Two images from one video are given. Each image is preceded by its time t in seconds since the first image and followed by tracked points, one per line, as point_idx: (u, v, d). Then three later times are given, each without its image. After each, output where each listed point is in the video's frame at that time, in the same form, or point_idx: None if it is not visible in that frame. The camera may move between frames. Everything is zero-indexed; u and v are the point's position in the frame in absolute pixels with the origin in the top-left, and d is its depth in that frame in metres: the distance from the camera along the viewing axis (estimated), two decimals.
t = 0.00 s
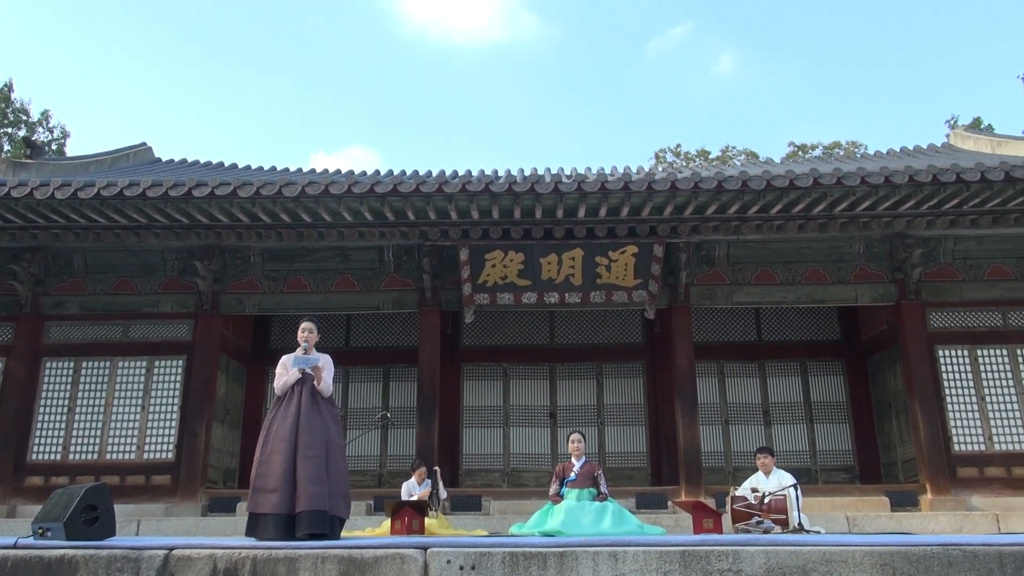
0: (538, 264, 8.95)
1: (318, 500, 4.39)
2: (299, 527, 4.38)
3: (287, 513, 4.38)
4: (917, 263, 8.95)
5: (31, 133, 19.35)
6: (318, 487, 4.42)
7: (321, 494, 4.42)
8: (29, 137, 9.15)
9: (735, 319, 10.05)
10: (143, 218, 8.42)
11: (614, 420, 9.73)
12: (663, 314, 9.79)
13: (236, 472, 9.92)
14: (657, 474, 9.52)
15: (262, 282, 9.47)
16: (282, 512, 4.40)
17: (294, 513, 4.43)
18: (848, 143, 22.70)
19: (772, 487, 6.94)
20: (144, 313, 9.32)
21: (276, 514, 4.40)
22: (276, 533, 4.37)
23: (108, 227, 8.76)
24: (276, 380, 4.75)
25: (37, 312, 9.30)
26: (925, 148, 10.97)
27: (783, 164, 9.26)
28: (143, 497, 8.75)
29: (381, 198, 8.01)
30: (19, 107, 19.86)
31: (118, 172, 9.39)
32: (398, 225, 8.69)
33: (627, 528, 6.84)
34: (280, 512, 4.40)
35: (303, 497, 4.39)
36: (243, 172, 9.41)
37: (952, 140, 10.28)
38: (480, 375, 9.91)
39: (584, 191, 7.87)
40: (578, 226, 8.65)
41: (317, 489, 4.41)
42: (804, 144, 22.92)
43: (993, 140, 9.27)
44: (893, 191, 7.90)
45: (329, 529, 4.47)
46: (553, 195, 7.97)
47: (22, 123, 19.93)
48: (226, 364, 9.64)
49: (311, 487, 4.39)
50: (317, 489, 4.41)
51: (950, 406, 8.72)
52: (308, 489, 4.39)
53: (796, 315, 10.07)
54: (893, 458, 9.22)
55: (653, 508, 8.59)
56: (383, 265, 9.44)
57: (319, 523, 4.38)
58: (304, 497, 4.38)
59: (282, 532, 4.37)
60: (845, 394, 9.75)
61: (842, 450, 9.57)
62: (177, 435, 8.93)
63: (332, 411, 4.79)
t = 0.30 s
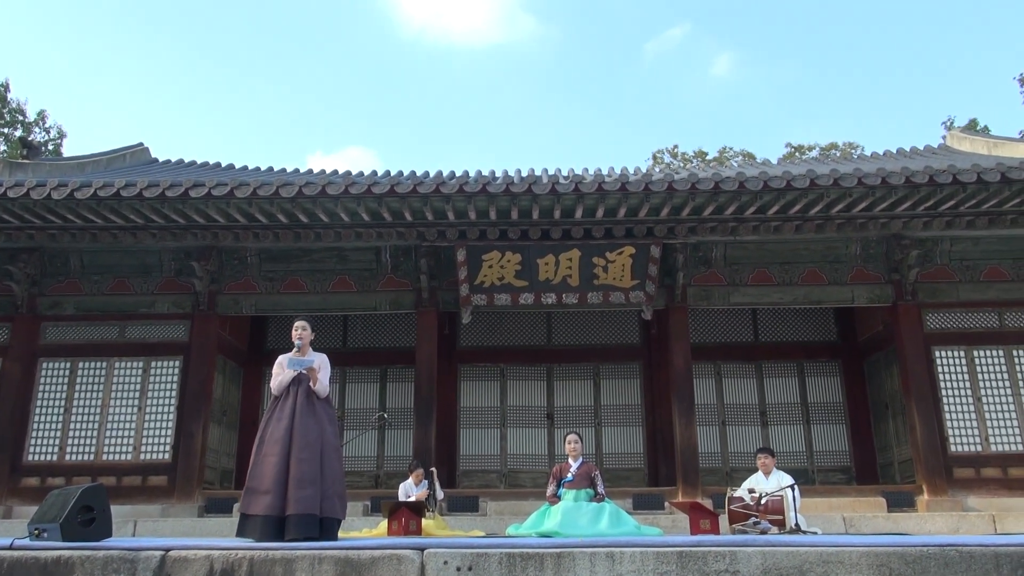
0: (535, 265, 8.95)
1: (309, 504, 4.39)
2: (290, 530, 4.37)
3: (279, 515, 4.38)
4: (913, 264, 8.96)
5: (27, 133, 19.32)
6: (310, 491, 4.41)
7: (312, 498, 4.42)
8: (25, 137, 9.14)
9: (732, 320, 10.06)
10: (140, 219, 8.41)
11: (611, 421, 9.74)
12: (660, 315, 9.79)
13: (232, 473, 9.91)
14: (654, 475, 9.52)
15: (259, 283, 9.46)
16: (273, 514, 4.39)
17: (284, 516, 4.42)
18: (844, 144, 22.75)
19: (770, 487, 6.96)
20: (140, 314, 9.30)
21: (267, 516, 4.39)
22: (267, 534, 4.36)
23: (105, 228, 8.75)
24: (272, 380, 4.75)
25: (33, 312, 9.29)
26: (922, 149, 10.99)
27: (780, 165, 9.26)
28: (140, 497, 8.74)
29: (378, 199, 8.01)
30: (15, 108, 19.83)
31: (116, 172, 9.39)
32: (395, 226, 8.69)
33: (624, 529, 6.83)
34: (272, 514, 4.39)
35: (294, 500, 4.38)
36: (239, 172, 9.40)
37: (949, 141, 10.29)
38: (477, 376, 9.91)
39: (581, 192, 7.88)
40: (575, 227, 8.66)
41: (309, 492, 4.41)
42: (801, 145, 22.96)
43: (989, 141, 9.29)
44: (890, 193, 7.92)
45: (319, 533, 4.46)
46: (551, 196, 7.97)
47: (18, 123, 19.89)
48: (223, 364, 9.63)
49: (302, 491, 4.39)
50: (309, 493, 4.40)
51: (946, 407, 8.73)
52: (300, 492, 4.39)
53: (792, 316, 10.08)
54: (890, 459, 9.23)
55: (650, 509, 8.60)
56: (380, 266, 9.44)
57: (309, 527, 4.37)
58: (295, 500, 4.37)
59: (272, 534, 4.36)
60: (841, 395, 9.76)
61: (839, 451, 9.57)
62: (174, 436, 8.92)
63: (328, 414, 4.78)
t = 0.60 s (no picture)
0: (534, 266, 8.95)
1: (305, 506, 4.38)
2: (286, 531, 4.37)
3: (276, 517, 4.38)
4: (912, 265, 8.95)
5: (26, 132, 19.30)
6: (307, 492, 4.41)
7: (309, 499, 4.41)
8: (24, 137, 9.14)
9: (730, 320, 10.06)
10: (139, 219, 8.41)
11: (610, 421, 9.74)
12: (659, 315, 9.80)
13: (231, 473, 9.90)
14: (653, 475, 9.53)
15: (258, 284, 9.46)
16: (270, 515, 4.40)
17: (282, 517, 4.42)
18: (842, 145, 22.79)
19: (770, 488, 6.98)
20: (139, 314, 9.30)
21: (264, 518, 4.40)
22: (264, 536, 4.36)
23: (104, 228, 8.75)
24: (272, 382, 4.77)
25: (32, 312, 9.28)
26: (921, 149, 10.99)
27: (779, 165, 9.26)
28: (138, 498, 8.74)
29: (377, 200, 8.01)
30: (14, 108, 19.81)
31: (116, 172, 9.41)
32: (394, 226, 8.69)
33: (622, 530, 6.83)
34: (269, 515, 4.39)
35: (290, 501, 4.39)
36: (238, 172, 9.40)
37: (947, 142, 10.30)
38: (476, 376, 9.91)
39: (580, 192, 7.88)
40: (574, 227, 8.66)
41: (306, 494, 4.40)
42: (799, 145, 23.00)
43: (988, 142, 9.29)
44: (889, 194, 7.94)
45: (317, 534, 4.45)
46: (550, 197, 7.98)
47: (17, 123, 19.88)
48: (221, 365, 9.62)
49: (299, 492, 4.38)
50: (306, 494, 4.40)
51: (944, 407, 8.74)
52: (296, 493, 4.39)
53: (791, 317, 10.08)
54: (888, 460, 9.24)
55: (649, 510, 8.61)
56: (379, 267, 9.44)
57: (305, 529, 4.36)
58: (292, 501, 4.37)
59: (269, 536, 4.36)
60: (840, 395, 9.77)
61: (837, 452, 9.58)
62: (172, 437, 8.92)
63: (327, 415, 4.78)
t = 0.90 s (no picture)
0: (534, 266, 8.95)
1: (306, 504, 4.38)
2: (288, 530, 4.37)
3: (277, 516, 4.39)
4: (912, 265, 8.95)
5: (27, 132, 19.31)
6: (307, 491, 4.41)
7: (310, 498, 4.41)
8: (23, 137, 9.11)
9: (730, 321, 10.05)
10: (139, 219, 8.42)
11: (609, 422, 9.73)
12: (659, 316, 9.79)
13: (231, 473, 9.90)
14: (652, 476, 9.53)
15: (257, 283, 9.44)
16: (271, 515, 4.41)
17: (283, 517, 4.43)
18: (842, 145, 22.81)
19: (769, 488, 6.99)
20: (138, 314, 9.29)
21: (266, 517, 4.41)
22: (265, 535, 4.38)
23: (103, 228, 8.76)
24: (271, 383, 4.76)
25: (31, 312, 9.27)
26: (921, 150, 11.00)
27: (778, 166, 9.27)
28: (137, 498, 8.74)
29: (377, 199, 8.02)
30: (14, 107, 19.79)
31: (114, 172, 9.36)
32: (394, 226, 8.69)
33: (622, 530, 6.84)
34: (270, 515, 4.40)
35: (291, 500, 4.39)
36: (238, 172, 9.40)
37: (947, 143, 10.30)
38: (475, 377, 9.91)
39: (580, 193, 7.89)
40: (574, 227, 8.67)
41: (306, 492, 4.40)
42: (799, 146, 22.98)
43: (988, 143, 9.30)
44: (888, 194, 7.95)
45: (318, 533, 4.46)
46: (549, 197, 7.98)
47: (16, 123, 19.87)
48: (220, 364, 9.62)
49: (299, 491, 4.38)
50: (306, 493, 4.40)
51: (944, 408, 8.75)
52: (297, 492, 4.39)
53: (791, 317, 10.08)
54: (888, 461, 9.23)
55: (648, 510, 8.62)
56: (379, 267, 9.43)
57: (305, 527, 4.35)
58: (292, 500, 4.37)
59: (271, 535, 4.37)
60: (839, 396, 9.77)
61: (837, 452, 9.57)
62: (172, 437, 8.92)
63: (327, 413, 4.78)
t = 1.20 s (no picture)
0: (534, 266, 8.94)
1: (310, 503, 4.40)
2: (292, 529, 4.38)
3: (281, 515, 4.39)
4: (912, 266, 8.94)
5: (27, 132, 19.32)
6: (311, 490, 4.42)
7: (314, 497, 4.43)
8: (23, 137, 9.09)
9: (730, 321, 10.05)
10: (139, 219, 8.43)
11: (609, 422, 9.73)
12: (658, 316, 9.79)
13: (230, 473, 9.89)
14: (652, 476, 9.53)
15: (256, 283, 9.43)
16: (275, 514, 4.41)
17: (287, 516, 4.44)
18: (842, 146, 22.82)
19: (769, 488, 7.01)
20: (138, 314, 9.28)
21: (269, 516, 4.42)
22: (269, 534, 4.37)
23: (104, 228, 8.77)
24: (271, 383, 4.75)
25: (31, 312, 9.27)
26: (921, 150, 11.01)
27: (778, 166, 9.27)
28: (137, 498, 8.74)
29: (377, 200, 8.02)
30: (15, 107, 19.81)
31: (112, 172, 9.32)
32: (394, 226, 8.70)
33: (622, 531, 6.84)
34: (274, 514, 4.41)
35: (295, 499, 4.40)
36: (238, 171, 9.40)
37: (947, 143, 10.30)
38: (475, 377, 9.91)
39: (580, 193, 7.90)
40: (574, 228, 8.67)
41: (310, 491, 4.42)
42: (799, 146, 22.98)
43: (988, 144, 9.29)
44: (888, 194, 7.97)
45: (321, 531, 4.47)
46: (549, 197, 7.99)
47: (16, 123, 19.86)
48: (220, 365, 9.61)
49: (303, 490, 4.40)
50: (310, 492, 4.41)
51: (944, 408, 8.75)
52: (301, 491, 4.40)
53: (791, 318, 10.07)
54: (888, 461, 9.23)
55: (648, 510, 8.63)
56: (378, 267, 9.43)
57: (310, 526, 4.37)
58: (297, 499, 4.38)
59: (275, 534, 4.37)
60: (840, 396, 9.76)
61: (837, 453, 9.56)
62: (172, 437, 8.92)
63: (328, 413, 4.79)
